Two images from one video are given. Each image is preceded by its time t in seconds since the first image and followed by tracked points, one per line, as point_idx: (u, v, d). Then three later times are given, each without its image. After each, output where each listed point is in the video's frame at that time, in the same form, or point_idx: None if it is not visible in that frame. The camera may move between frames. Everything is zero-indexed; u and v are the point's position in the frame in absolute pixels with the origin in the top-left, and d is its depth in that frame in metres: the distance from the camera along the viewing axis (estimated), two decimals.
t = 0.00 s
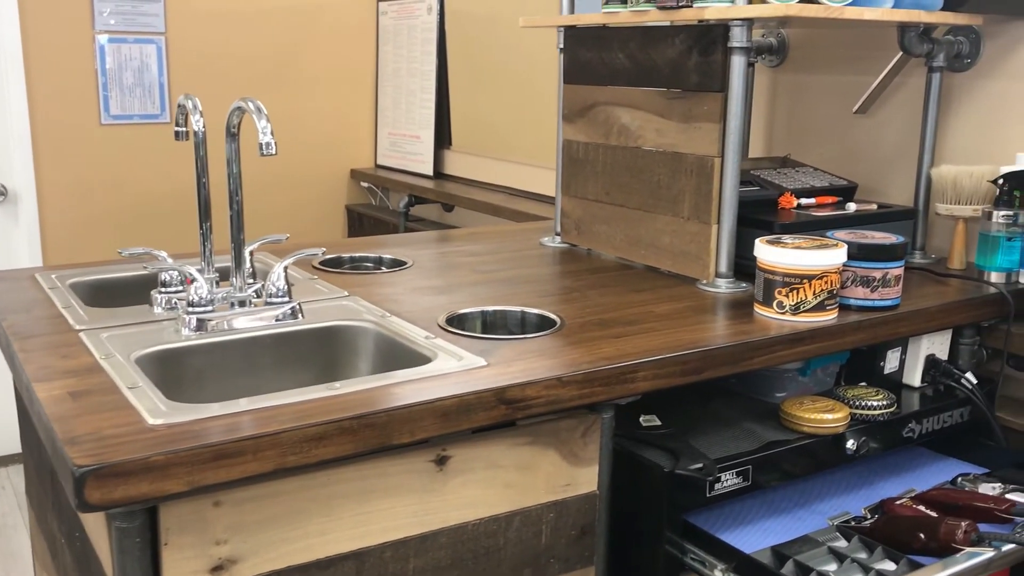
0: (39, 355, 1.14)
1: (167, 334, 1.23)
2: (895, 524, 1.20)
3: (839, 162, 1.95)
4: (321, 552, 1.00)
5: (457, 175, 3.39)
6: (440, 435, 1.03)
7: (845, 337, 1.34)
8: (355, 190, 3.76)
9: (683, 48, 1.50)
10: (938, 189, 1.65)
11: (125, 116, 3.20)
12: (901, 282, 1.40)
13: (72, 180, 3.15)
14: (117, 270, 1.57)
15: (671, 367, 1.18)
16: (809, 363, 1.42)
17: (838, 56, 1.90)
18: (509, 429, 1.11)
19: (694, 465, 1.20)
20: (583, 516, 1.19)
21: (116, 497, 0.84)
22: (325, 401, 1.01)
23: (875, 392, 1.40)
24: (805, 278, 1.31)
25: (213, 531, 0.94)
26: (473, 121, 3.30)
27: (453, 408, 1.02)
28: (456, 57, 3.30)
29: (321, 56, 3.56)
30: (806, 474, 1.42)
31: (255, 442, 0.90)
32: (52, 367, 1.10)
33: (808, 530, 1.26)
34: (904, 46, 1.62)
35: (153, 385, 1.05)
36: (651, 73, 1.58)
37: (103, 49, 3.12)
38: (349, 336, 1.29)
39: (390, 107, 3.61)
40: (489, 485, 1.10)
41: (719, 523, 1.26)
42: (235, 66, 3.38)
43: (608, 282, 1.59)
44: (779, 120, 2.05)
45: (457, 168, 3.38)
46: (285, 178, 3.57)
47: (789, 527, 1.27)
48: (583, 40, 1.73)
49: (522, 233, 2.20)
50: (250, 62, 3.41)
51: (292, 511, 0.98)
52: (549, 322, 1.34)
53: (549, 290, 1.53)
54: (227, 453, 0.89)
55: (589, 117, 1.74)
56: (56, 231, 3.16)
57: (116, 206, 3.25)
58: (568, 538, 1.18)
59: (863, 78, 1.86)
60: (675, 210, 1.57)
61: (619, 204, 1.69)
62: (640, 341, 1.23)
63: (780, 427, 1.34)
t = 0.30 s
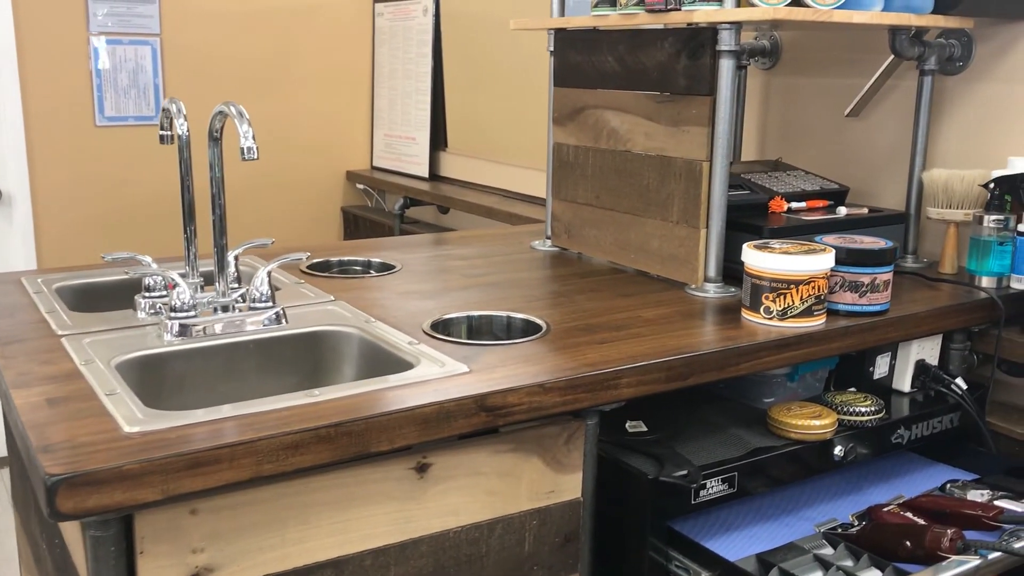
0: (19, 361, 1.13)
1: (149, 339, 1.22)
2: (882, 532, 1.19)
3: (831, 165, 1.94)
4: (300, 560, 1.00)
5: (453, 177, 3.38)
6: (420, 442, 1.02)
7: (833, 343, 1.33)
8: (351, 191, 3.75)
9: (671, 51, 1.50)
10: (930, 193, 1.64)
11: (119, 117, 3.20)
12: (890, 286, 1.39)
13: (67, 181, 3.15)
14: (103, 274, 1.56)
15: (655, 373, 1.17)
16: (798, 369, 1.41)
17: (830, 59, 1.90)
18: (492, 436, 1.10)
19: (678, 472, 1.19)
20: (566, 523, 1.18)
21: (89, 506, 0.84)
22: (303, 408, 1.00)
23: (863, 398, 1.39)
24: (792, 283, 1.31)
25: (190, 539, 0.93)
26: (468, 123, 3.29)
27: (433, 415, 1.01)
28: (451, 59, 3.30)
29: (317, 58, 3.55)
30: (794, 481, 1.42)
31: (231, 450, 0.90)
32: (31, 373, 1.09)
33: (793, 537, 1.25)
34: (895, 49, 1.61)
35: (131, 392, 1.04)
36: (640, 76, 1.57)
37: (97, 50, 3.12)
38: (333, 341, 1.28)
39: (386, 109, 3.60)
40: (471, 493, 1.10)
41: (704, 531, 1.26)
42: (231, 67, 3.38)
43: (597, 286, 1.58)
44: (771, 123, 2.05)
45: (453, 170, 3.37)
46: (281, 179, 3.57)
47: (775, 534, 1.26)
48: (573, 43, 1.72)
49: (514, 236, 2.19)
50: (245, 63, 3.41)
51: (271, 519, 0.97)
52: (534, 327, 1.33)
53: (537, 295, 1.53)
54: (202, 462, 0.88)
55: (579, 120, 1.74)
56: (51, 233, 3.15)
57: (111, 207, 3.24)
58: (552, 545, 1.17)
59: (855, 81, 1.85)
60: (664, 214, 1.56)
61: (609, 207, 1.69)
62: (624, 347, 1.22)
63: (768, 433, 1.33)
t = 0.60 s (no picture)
0: None
1: (128, 345, 1.21)
2: (864, 540, 1.19)
3: (821, 170, 1.94)
4: (276, 569, 0.99)
5: (447, 180, 3.38)
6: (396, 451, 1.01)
7: (817, 349, 1.32)
8: (346, 193, 3.75)
9: (657, 56, 1.49)
10: (918, 198, 1.64)
11: (113, 120, 3.20)
12: (876, 292, 1.38)
13: (60, 184, 3.14)
14: (88, 279, 1.56)
15: (636, 380, 1.17)
16: (783, 375, 1.40)
17: (820, 63, 1.89)
18: (471, 444, 1.09)
19: (660, 480, 1.18)
20: (547, 531, 1.17)
21: (58, 516, 0.83)
22: (279, 417, 1.00)
23: (849, 405, 1.38)
24: (776, 289, 1.30)
25: (163, 549, 0.93)
26: (462, 125, 3.28)
27: (410, 424, 1.00)
28: (445, 61, 3.29)
29: (311, 60, 3.55)
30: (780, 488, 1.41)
31: (202, 460, 0.89)
32: (8, 381, 1.09)
33: (776, 546, 1.24)
34: (883, 53, 1.60)
35: (107, 400, 1.03)
36: (626, 81, 1.56)
37: (91, 53, 3.11)
38: (315, 347, 1.28)
39: (380, 110, 3.60)
40: (450, 501, 1.09)
41: (687, 539, 1.25)
42: (225, 70, 3.37)
43: (583, 291, 1.58)
44: (762, 127, 2.04)
45: (447, 172, 3.36)
46: (275, 181, 3.56)
47: (758, 542, 1.25)
48: (561, 47, 1.72)
49: (504, 240, 2.19)
50: (239, 65, 3.40)
51: (246, 528, 0.97)
52: (517, 334, 1.33)
53: (523, 300, 1.52)
54: (172, 472, 0.88)
55: (567, 125, 1.73)
56: (44, 235, 3.14)
57: (104, 210, 3.24)
58: (533, 552, 1.17)
59: (846, 85, 1.84)
60: (650, 219, 1.55)
61: (596, 212, 1.68)
62: (606, 354, 1.22)
63: (752, 440, 1.33)
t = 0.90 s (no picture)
0: None
1: (107, 351, 1.21)
2: (846, 547, 1.18)
3: (810, 173, 1.93)
4: None
5: (440, 181, 3.37)
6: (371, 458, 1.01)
7: (800, 354, 1.32)
8: (340, 195, 3.75)
9: (642, 60, 1.49)
10: (905, 202, 1.63)
11: (106, 121, 3.20)
12: (860, 296, 1.38)
13: (53, 185, 3.14)
14: (70, 282, 1.55)
15: (615, 387, 1.16)
16: (767, 380, 1.40)
17: (808, 66, 1.88)
18: (448, 451, 1.09)
19: (639, 486, 1.18)
20: (527, 537, 1.17)
21: (25, 526, 0.83)
22: (253, 424, 0.99)
23: (832, 410, 1.38)
24: (759, 294, 1.29)
25: (135, 558, 0.92)
26: (455, 127, 3.28)
27: (384, 431, 1.00)
28: (438, 63, 3.28)
29: (305, 61, 3.54)
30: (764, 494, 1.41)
31: (172, 468, 0.89)
32: None
33: (757, 552, 1.24)
34: (870, 56, 1.58)
35: (81, 407, 1.03)
36: (611, 84, 1.56)
37: (83, 55, 3.11)
38: (294, 353, 1.28)
39: (374, 112, 3.59)
40: (427, 508, 1.09)
41: (668, 546, 1.25)
42: (218, 71, 3.37)
43: (568, 296, 1.57)
44: (751, 130, 2.04)
45: (440, 174, 3.36)
46: (269, 183, 3.56)
47: (739, 548, 1.25)
48: (548, 50, 1.71)
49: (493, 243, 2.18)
50: (233, 67, 3.40)
51: (218, 536, 0.96)
52: (498, 339, 1.32)
53: (507, 304, 1.51)
54: (143, 480, 0.87)
55: (553, 128, 1.72)
56: (36, 237, 3.14)
57: (98, 211, 3.24)
58: (511, 559, 1.16)
59: (834, 88, 1.83)
60: (635, 223, 1.55)
61: (582, 216, 1.67)
62: (587, 360, 1.21)
63: (734, 446, 1.32)
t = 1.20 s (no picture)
0: None
1: (86, 353, 1.21)
2: (824, 549, 1.18)
3: (796, 174, 1.94)
4: None
5: (432, 182, 3.37)
6: (345, 460, 1.01)
7: (779, 356, 1.32)
8: (333, 195, 3.75)
9: (624, 61, 1.49)
10: (888, 203, 1.63)
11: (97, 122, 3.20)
12: (840, 298, 1.38)
13: (44, 186, 3.14)
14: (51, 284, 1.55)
15: (592, 388, 1.16)
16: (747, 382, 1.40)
17: (794, 68, 1.89)
18: (425, 454, 1.09)
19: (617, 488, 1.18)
20: (505, 539, 1.17)
21: None
22: (228, 426, 0.99)
23: (813, 412, 1.38)
24: (737, 296, 1.29)
25: (107, 560, 0.92)
26: (446, 128, 3.27)
27: (358, 434, 1.00)
28: (430, 63, 3.28)
29: (298, 62, 3.54)
30: (746, 495, 1.41)
31: (143, 471, 0.89)
32: None
33: (735, 553, 1.24)
34: (852, 58, 1.58)
35: (55, 408, 1.03)
36: (595, 86, 1.56)
37: (74, 55, 3.11)
38: (274, 355, 1.28)
39: (366, 112, 3.59)
40: (403, 511, 1.09)
41: (646, 548, 1.25)
42: (210, 72, 3.37)
43: (551, 297, 1.57)
44: (738, 131, 2.04)
45: (432, 175, 3.36)
46: (261, 183, 3.56)
47: (718, 550, 1.25)
48: (532, 52, 1.71)
49: (481, 244, 2.18)
50: (225, 67, 3.39)
51: (192, 539, 0.96)
52: (478, 340, 1.32)
53: (489, 306, 1.51)
54: (113, 482, 0.88)
55: (538, 129, 1.73)
56: (27, 237, 3.14)
57: (89, 211, 3.24)
58: (488, 561, 1.16)
59: (821, 89, 1.83)
60: (618, 225, 1.55)
61: (566, 217, 1.68)
62: (565, 361, 1.22)
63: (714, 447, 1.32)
